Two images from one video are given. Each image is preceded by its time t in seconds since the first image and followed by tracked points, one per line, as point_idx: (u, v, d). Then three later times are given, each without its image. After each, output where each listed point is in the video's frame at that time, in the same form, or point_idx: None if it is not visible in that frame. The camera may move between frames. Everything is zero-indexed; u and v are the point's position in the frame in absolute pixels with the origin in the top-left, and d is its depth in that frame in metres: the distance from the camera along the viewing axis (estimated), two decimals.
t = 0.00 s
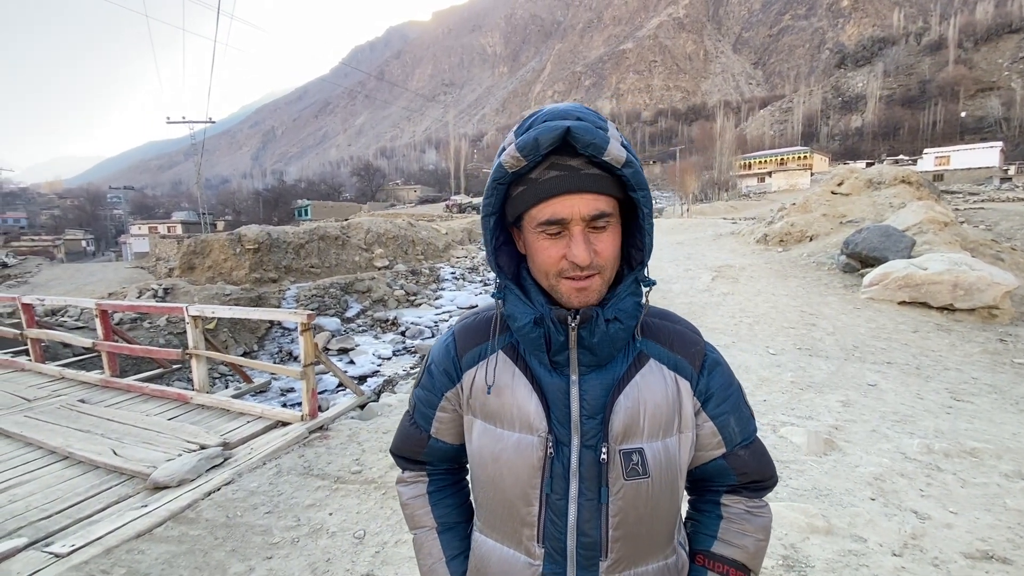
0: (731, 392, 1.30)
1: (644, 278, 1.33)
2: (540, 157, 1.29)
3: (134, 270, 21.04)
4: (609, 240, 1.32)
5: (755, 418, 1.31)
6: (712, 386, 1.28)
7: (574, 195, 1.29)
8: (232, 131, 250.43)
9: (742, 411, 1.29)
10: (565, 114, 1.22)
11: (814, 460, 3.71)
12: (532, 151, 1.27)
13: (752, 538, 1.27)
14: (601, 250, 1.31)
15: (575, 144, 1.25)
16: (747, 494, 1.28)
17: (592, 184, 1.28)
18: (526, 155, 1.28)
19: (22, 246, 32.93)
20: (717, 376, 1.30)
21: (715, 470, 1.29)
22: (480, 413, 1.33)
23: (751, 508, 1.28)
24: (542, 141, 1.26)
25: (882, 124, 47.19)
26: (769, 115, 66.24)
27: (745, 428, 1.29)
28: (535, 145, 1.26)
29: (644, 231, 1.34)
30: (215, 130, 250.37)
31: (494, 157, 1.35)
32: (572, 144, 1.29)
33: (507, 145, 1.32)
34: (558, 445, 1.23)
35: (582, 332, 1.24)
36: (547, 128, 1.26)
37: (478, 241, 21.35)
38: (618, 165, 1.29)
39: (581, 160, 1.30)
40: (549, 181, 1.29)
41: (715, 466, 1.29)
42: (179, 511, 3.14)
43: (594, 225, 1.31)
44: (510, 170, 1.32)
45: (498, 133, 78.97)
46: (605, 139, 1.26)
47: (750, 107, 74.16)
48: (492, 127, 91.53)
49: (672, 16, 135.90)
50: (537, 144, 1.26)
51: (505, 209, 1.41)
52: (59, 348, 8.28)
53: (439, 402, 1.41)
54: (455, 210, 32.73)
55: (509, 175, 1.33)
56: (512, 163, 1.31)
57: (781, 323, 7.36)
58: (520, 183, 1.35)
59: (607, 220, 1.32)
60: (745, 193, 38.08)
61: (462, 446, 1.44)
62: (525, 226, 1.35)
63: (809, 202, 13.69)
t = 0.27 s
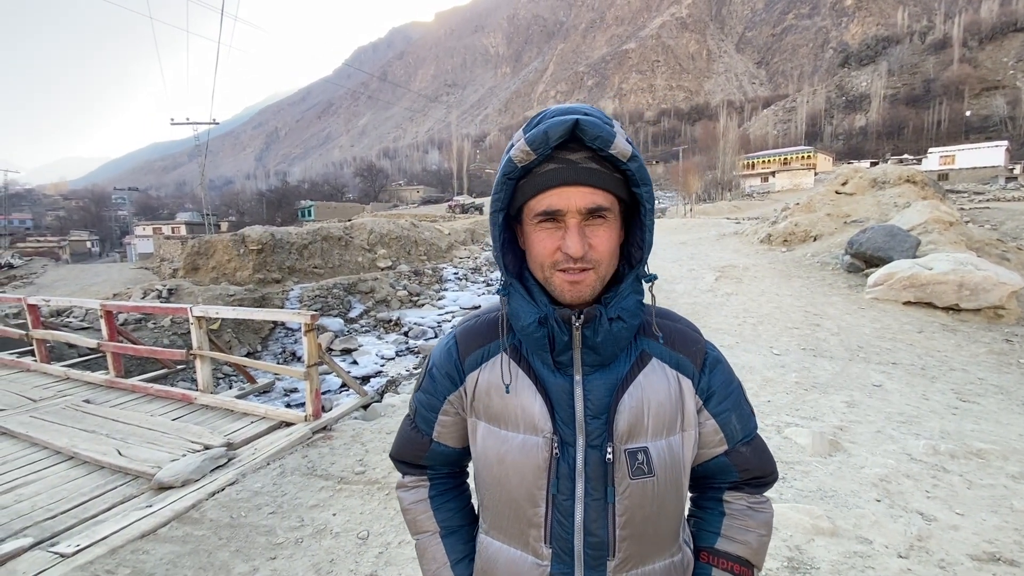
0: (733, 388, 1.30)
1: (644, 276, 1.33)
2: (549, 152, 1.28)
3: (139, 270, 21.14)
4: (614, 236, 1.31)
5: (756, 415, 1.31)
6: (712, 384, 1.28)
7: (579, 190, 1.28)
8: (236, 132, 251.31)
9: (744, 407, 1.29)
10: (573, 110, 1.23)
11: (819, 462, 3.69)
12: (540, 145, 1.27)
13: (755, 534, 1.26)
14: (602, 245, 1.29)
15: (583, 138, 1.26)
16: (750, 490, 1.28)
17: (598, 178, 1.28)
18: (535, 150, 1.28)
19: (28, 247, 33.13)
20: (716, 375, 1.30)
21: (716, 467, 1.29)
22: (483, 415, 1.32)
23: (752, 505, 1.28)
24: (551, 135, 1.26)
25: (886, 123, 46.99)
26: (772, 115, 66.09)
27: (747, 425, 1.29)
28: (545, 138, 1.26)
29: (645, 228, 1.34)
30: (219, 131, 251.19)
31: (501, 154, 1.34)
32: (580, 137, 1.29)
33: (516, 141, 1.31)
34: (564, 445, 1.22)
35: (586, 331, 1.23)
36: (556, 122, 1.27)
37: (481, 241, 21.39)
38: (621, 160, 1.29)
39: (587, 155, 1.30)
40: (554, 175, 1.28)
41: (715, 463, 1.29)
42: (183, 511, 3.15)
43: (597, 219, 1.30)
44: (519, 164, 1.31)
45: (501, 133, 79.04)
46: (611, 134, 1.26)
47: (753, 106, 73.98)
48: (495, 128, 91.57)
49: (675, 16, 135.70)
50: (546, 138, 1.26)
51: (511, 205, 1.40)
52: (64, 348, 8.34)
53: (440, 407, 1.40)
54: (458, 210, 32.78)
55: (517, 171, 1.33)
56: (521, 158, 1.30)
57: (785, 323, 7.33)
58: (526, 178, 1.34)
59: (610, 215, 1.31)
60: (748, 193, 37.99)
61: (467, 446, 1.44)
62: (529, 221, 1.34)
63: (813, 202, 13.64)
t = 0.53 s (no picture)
0: (734, 388, 1.29)
1: (641, 277, 1.33)
2: (541, 155, 1.29)
3: (141, 271, 21.19)
4: (608, 236, 1.31)
5: (756, 414, 1.31)
6: (713, 383, 1.28)
7: (572, 193, 1.28)
8: (237, 133, 251.73)
9: (743, 407, 1.29)
10: (564, 113, 1.23)
11: (821, 462, 3.68)
12: (534, 148, 1.27)
13: (758, 534, 1.26)
14: (596, 245, 1.29)
15: (575, 142, 1.25)
16: (751, 490, 1.27)
17: (592, 179, 1.27)
18: (528, 153, 1.28)
19: (30, 248, 33.25)
20: (717, 373, 1.29)
21: (717, 466, 1.29)
22: (482, 415, 1.32)
23: (753, 504, 1.28)
24: (544, 139, 1.25)
25: (888, 123, 46.92)
26: (774, 115, 66.03)
27: (748, 425, 1.28)
28: (537, 142, 1.26)
29: (641, 228, 1.34)
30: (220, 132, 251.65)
31: (496, 157, 1.34)
32: (573, 140, 1.29)
33: (509, 145, 1.31)
34: (563, 445, 1.22)
35: (582, 332, 1.23)
36: (548, 126, 1.27)
37: (482, 242, 21.41)
38: (615, 160, 1.29)
39: (580, 157, 1.30)
40: (548, 177, 1.28)
41: (715, 462, 1.29)
42: (185, 512, 3.16)
43: (591, 221, 1.30)
44: (514, 168, 1.31)
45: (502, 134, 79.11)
46: (605, 135, 1.26)
47: (754, 106, 73.92)
48: (496, 128, 91.64)
49: (676, 16, 135.63)
50: (539, 141, 1.26)
51: (505, 208, 1.40)
52: (67, 349, 8.38)
53: (439, 406, 1.40)
54: (459, 211, 32.82)
55: (511, 174, 1.33)
56: (515, 161, 1.30)
57: (786, 324, 7.31)
58: (520, 181, 1.34)
59: (603, 217, 1.31)
60: (750, 193, 37.95)
61: (466, 445, 1.43)
62: (524, 224, 1.34)
63: (815, 202, 13.62)
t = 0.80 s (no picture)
0: (736, 385, 1.29)
1: (640, 277, 1.33)
2: (539, 162, 1.28)
3: (142, 272, 21.19)
4: (606, 241, 1.31)
5: (757, 412, 1.30)
6: (715, 380, 1.28)
7: (569, 199, 1.28)
8: (237, 134, 251.68)
9: (745, 404, 1.28)
10: (560, 122, 1.23)
11: (822, 462, 3.69)
12: (529, 155, 1.27)
13: (759, 536, 1.25)
14: (593, 251, 1.30)
15: (573, 148, 1.25)
16: (753, 490, 1.27)
17: (589, 188, 1.28)
18: (525, 160, 1.28)
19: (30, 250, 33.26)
20: (718, 372, 1.29)
21: (718, 466, 1.28)
22: (483, 414, 1.32)
23: (756, 504, 1.27)
24: (540, 145, 1.25)
25: (888, 123, 46.94)
26: (774, 115, 66.05)
27: (749, 424, 1.28)
28: (534, 149, 1.26)
29: (642, 230, 1.34)
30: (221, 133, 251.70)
31: (493, 163, 1.34)
32: (570, 147, 1.29)
33: (507, 151, 1.31)
34: (562, 445, 1.22)
35: (582, 333, 1.23)
36: (545, 133, 1.26)
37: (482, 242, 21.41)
38: (614, 164, 1.28)
39: (579, 162, 1.29)
40: (545, 185, 1.28)
41: (716, 460, 1.28)
42: (186, 513, 3.16)
43: (589, 227, 1.30)
44: (509, 174, 1.32)
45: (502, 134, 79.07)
46: (605, 140, 1.26)
47: (754, 107, 73.87)
48: (496, 129, 91.69)
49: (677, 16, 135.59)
50: (534, 149, 1.26)
51: (504, 212, 1.40)
52: (67, 351, 8.39)
53: (440, 407, 1.40)
54: (460, 211, 32.87)
55: (509, 179, 1.33)
56: (511, 167, 1.30)
57: (787, 324, 7.31)
58: (517, 188, 1.35)
59: (602, 222, 1.31)
60: (750, 193, 37.97)
61: (467, 445, 1.43)
62: (522, 231, 1.34)
63: (815, 202, 13.62)
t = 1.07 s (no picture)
0: (736, 377, 1.29)
1: (637, 272, 1.33)
2: (535, 157, 1.29)
3: (141, 273, 21.19)
4: (604, 235, 1.31)
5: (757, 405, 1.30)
6: (713, 373, 1.28)
7: (566, 194, 1.29)
8: (237, 135, 251.69)
9: (744, 398, 1.28)
10: (556, 116, 1.23)
11: (822, 463, 3.68)
12: (527, 150, 1.27)
13: (755, 530, 1.25)
14: (590, 245, 1.30)
15: (569, 142, 1.26)
16: (749, 484, 1.27)
17: (585, 183, 1.28)
18: (521, 156, 1.28)
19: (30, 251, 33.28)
20: (715, 365, 1.30)
21: (714, 459, 1.28)
22: (482, 414, 1.32)
23: (751, 499, 1.27)
24: (536, 142, 1.26)
25: (887, 123, 46.98)
26: (773, 115, 66.08)
27: (749, 417, 1.27)
28: (530, 145, 1.27)
29: (639, 223, 1.34)
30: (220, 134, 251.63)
31: (489, 159, 1.34)
32: (566, 143, 1.29)
33: (503, 147, 1.31)
34: (562, 444, 1.22)
35: (580, 328, 1.23)
36: (542, 129, 1.26)
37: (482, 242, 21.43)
38: (611, 158, 1.29)
39: (574, 158, 1.30)
40: (542, 181, 1.29)
41: (713, 456, 1.28)
42: (186, 515, 3.15)
43: (585, 222, 1.30)
44: (506, 171, 1.31)
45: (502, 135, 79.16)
46: (601, 135, 1.27)
47: (754, 107, 73.97)
48: (496, 130, 91.80)
49: (676, 16, 135.63)
50: (533, 144, 1.26)
51: (501, 209, 1.39)
52: (67, 352, 8.38)
53: (439, 407, 1.40)
54: (459, 212, 32.88)
55: (505, 176, 1.33)
56: (507, 164, 1.30)
57: (787, 324, 7.32)
58: (514, 184, 1.35)
59: (599, 217, 1.31)
60: (749, 193, 38.00)
61: (467, 445, 1.43)
62: (521, 226, 1.34)
63: (815, 202, 13.64)
